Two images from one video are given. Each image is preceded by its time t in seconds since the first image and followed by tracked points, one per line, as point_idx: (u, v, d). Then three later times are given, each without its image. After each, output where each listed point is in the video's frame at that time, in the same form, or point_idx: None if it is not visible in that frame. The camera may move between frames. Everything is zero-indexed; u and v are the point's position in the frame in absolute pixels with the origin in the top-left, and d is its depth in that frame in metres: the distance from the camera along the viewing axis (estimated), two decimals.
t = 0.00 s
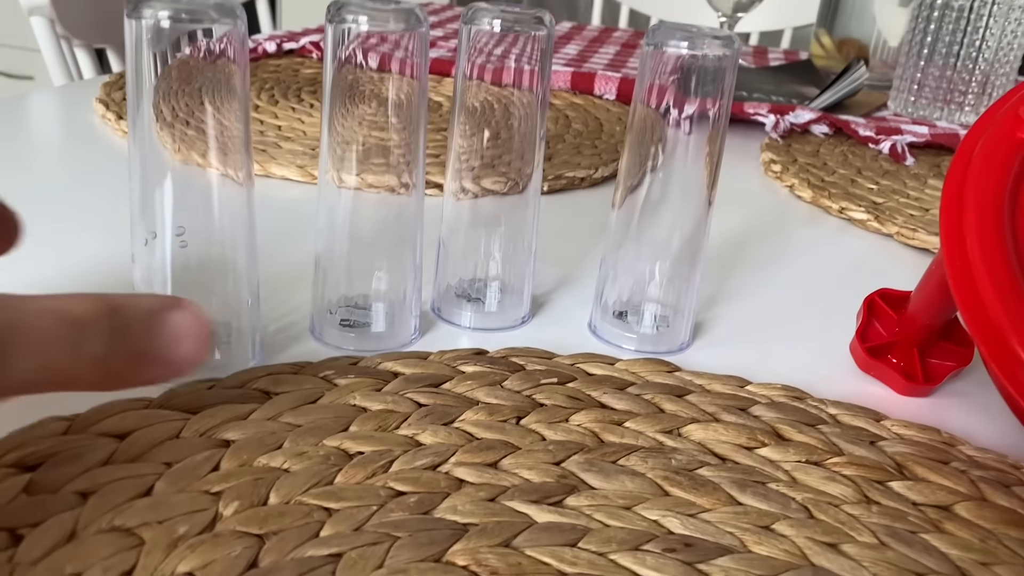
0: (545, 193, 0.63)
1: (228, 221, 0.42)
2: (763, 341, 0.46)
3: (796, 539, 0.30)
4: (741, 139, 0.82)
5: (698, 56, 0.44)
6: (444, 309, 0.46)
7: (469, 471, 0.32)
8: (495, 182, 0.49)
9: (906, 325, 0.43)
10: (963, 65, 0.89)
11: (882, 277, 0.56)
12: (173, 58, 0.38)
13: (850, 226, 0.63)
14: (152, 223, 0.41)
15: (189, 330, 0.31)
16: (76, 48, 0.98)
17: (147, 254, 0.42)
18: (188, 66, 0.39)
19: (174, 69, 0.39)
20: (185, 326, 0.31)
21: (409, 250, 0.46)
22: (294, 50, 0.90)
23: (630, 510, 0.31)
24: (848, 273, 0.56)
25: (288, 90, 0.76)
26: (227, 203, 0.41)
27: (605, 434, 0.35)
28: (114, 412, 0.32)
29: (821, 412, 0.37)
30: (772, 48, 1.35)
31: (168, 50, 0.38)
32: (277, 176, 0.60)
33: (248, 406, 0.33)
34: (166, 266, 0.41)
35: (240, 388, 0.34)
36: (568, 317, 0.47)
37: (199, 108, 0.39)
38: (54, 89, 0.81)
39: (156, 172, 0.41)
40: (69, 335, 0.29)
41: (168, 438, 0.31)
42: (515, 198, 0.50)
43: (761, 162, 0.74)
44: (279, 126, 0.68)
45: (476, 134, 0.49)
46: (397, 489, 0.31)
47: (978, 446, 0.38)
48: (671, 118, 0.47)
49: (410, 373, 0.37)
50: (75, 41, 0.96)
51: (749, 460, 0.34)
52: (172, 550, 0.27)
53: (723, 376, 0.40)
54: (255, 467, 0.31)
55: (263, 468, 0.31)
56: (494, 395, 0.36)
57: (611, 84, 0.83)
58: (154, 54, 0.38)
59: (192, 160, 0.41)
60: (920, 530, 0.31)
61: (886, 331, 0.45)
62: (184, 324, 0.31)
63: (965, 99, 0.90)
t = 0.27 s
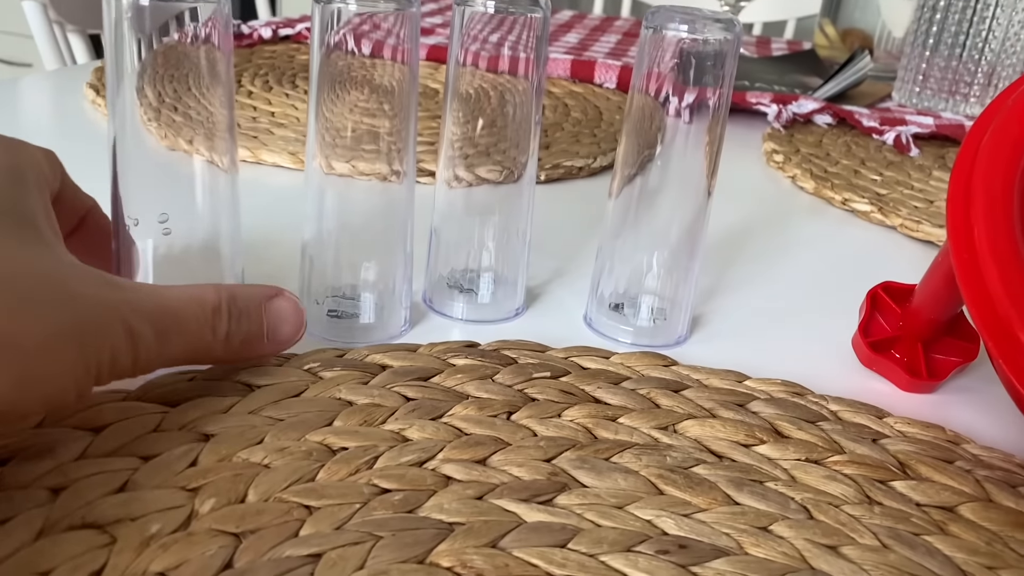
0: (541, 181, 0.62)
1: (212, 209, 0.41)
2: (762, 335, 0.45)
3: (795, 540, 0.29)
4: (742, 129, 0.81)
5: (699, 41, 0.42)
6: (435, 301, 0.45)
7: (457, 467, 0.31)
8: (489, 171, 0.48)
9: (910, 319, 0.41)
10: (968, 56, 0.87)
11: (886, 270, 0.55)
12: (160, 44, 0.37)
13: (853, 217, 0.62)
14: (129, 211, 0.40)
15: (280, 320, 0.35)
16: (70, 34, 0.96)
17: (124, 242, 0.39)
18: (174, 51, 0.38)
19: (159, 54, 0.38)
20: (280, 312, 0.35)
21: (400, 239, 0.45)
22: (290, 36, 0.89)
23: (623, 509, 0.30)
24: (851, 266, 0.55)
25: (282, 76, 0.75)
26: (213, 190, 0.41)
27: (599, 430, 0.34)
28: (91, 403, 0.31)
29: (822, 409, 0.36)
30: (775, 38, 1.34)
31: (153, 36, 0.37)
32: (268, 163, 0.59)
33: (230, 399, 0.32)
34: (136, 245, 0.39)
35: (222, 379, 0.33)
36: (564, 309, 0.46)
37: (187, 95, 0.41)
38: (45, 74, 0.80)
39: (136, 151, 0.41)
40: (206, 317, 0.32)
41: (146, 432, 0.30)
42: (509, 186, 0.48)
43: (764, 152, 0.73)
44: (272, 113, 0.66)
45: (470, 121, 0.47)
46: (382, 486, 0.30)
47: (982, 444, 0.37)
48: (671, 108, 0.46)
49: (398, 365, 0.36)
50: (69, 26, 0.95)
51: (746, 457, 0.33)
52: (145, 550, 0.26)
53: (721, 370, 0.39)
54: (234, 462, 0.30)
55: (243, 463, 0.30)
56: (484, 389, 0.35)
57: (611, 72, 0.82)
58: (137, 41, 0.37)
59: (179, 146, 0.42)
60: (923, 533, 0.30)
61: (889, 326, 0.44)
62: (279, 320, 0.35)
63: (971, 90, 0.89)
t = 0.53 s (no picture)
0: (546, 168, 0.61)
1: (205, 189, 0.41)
2: (768, 322, 0.45)
3: (804, 526, 0.29)
4: (747, 118, 0.80)
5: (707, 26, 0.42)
6: (439, 286, 0.45)
7: (462, 451, 0.30)
8: (495, 157, 0.47)
9: (919, 307, 0.41)
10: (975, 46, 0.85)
11: (893, 259, 0.54)
12: (161, 30, 0.37)
13: (859, 206, 0.62)
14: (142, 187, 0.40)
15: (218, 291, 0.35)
16: (71, 20, 0.96)
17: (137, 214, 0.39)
18: (175, 38, 0.38)
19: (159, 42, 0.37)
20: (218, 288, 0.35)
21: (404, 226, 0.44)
22: (292, 22, 0.88)
23: (630, 494, 0.29)
24: (856, 255, 0.54)
25: (285, 62, 0.74)
26: (211, 176, 0.41)
27: (605, 414, 0.33)
28: (91, 386, 0.30)
29: (830, 395, 0.36)
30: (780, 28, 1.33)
31: (154, 21, 0.37)
32: (271, 148, 0.59)
33: (232, 381, 0.32)
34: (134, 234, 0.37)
35: (224, 363, 0.33)
36: (568, 296, 0.46)
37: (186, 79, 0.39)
38: (45, 59, 0.79)
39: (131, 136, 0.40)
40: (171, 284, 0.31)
41: (147, 413, 0.30)
42: (514, 173, 0.47)
43: (769, 141, 0.73)
44: (274, 98, 0.66)
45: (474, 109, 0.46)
46: (386, 470, 0.29)
47: (991, 431, 0.37)
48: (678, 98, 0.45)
49: (402, 349, 0.36)
50: (69, 11, 0.94)
51: (754, 443, 0.33)
52: (146, 530, 0.25)
53: (728, 357, 0.38)
54: (237, 444, 0.29)
55: (246, 446, 0.29)
56: (489, 373, 0.35)
57: (615, 61, 0.82)
58: (137, 28, 0.36)
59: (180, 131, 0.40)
60: (933, 519, 0.30)
61: (897, 314, 0.43)
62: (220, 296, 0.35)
63: (977, 81, 0.87)
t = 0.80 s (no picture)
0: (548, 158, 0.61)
1: (210, 176, 0.41)
2: (771, 313, 0.45)
3: (808, 515, 0.29)
4: (750, 110, 0.80)
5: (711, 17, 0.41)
6: (441, 275, 0.45)
7: (464, 438, 0.30)
8: (497, 146, 0.46)
9: (923, 297, 0.41)
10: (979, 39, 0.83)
11: (896, 251, 0.54)
12: (164, 21, 0.37)
13: (862, 198, 0.61)
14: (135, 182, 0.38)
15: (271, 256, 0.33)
16: (71, 9, 0.95)
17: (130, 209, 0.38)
18: (177, 29, 0.37)
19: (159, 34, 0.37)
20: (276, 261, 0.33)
21: (407, 214, 0.44)
22: (293, 12, 0.87)
23: (633, 482, 0.29)
24: (860, 246, 0.54)
25: (286, 51, 0.74)
26: (212, 162, 0.41)
27: (608, 403, 0.33)
28: (92, 372, 0.30)
29: (834, 385, 0.36)
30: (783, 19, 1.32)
31: (156, 11, 0.37)
32: (272, 137, 0.59)
33: (234, 368, 0.32)
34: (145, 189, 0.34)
35: (225, 350, 0.33)
36: (571, 285, 0.46)
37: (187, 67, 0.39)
38: (44, 48, 0.79)
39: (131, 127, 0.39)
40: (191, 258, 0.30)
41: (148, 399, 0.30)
42: (518, 163, 0.47)
43: (772, 132, 0.72)
44: (276, 87, 0.66)
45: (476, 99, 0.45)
46: (389, 456, 0.29)
47: (995, 422, 0.37)
48: (681, 89, 0.44)
49: (405, 337, 0.35)
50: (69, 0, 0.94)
51: (758, 432, 0.32)
52: (148, 516, 0.25)
53: (732, 346, 0.38)
54: (239, 431, 0.29)
55: (248, 432, 0.29)
56: (492, 361, 0.34)
57: (618, 51, 0.81)
58: (138, 18, 0.37)
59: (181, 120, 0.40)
60: (938, 508, 0.30)
61: (901, 304, 0.43)
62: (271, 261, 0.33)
63: (981, 74, 0.84)
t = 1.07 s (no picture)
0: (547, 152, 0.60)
1: (200, 170, 0.40)
2: (769, 308, 0.45)
3: (805, 511, 0.29)
4: (750, 105, 0.79)
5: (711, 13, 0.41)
6: (439, 269, 0.45)
7: (461, 434, 0.30)
8: (496, 141, 0.46)
9: (922, 293, 0.41)
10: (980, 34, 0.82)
11: (894, 247, 0.54)
12: (155, 13, 0.37)
13: (862, 193, 0.61)
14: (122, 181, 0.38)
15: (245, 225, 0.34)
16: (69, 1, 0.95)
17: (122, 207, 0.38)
18: (168, 22, 0.37)
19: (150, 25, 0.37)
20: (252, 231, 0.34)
21: (406, 208, 0.44)
22: (292, 5, 0.86)
23: (630, 478, 0.29)
24: (859, 242, 0.54)
25: (284, 45, 0.73)
26: (201, 155, 0.40)
27: (605, 399, 0.33)
28: (88, 366, 0.30)
29: (831, 381, 0.36)
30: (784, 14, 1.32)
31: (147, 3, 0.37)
32: (270, 131, 0.58)
33: (230, 363, 0.32)
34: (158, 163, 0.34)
35: (221, 344, 0.33)
36: (569, 280, 0.46)
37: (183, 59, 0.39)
38: (42, 40, 0.79)
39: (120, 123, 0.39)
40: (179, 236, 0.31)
41: (144, 394, 0.29)
42: (516, 159, 0.47)
43: (772, 127, 0.72)
44: (274, 81, 0.65)
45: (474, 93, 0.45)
46: (385, 452, 0.29)
47: (993, 418, 0.36)
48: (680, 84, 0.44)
49: (401, 332, 0.35)
50: None
51: (755, 428, 0.32)
52: (143, 510, 0.25)
53: (730, 342, 0.38)
54: (234, 426, 0.29)
55: (243, 427, 0.29)
56: (489, 356, 0.34)
57: (617, 46, 0.81)
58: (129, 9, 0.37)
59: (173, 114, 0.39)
60: (934, 505, 0.30)
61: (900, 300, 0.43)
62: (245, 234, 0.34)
63: (982, 69, 0.84)
